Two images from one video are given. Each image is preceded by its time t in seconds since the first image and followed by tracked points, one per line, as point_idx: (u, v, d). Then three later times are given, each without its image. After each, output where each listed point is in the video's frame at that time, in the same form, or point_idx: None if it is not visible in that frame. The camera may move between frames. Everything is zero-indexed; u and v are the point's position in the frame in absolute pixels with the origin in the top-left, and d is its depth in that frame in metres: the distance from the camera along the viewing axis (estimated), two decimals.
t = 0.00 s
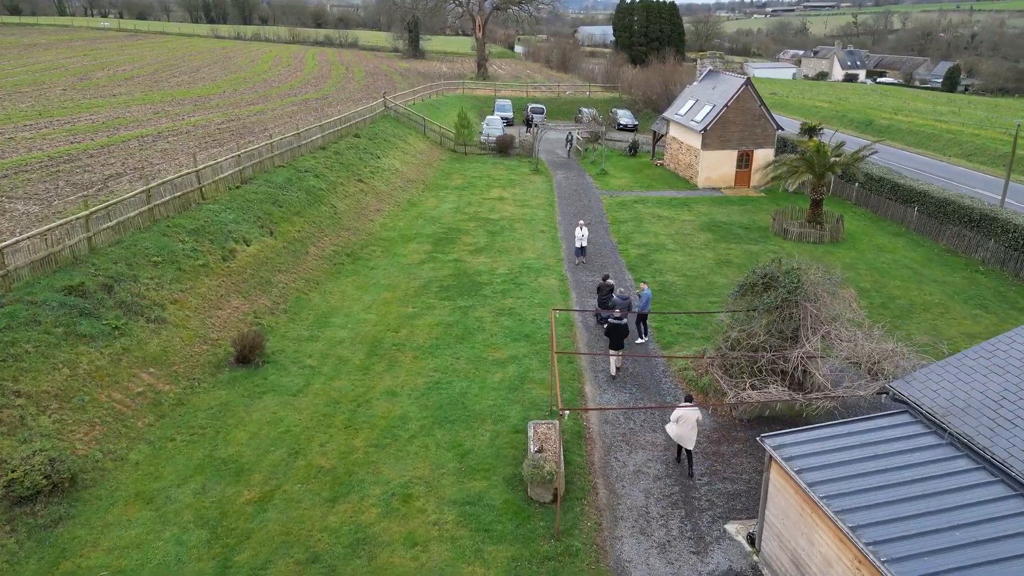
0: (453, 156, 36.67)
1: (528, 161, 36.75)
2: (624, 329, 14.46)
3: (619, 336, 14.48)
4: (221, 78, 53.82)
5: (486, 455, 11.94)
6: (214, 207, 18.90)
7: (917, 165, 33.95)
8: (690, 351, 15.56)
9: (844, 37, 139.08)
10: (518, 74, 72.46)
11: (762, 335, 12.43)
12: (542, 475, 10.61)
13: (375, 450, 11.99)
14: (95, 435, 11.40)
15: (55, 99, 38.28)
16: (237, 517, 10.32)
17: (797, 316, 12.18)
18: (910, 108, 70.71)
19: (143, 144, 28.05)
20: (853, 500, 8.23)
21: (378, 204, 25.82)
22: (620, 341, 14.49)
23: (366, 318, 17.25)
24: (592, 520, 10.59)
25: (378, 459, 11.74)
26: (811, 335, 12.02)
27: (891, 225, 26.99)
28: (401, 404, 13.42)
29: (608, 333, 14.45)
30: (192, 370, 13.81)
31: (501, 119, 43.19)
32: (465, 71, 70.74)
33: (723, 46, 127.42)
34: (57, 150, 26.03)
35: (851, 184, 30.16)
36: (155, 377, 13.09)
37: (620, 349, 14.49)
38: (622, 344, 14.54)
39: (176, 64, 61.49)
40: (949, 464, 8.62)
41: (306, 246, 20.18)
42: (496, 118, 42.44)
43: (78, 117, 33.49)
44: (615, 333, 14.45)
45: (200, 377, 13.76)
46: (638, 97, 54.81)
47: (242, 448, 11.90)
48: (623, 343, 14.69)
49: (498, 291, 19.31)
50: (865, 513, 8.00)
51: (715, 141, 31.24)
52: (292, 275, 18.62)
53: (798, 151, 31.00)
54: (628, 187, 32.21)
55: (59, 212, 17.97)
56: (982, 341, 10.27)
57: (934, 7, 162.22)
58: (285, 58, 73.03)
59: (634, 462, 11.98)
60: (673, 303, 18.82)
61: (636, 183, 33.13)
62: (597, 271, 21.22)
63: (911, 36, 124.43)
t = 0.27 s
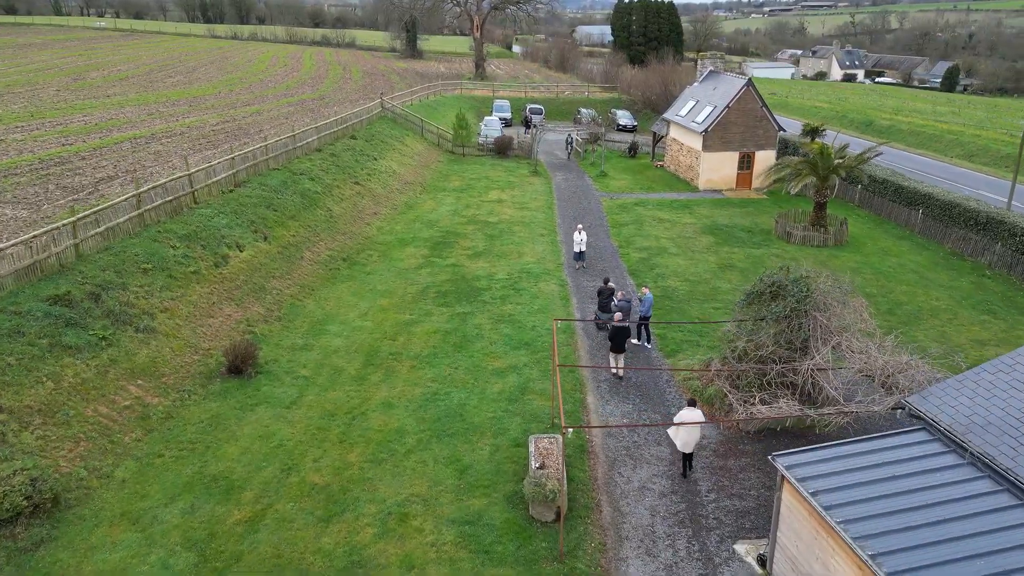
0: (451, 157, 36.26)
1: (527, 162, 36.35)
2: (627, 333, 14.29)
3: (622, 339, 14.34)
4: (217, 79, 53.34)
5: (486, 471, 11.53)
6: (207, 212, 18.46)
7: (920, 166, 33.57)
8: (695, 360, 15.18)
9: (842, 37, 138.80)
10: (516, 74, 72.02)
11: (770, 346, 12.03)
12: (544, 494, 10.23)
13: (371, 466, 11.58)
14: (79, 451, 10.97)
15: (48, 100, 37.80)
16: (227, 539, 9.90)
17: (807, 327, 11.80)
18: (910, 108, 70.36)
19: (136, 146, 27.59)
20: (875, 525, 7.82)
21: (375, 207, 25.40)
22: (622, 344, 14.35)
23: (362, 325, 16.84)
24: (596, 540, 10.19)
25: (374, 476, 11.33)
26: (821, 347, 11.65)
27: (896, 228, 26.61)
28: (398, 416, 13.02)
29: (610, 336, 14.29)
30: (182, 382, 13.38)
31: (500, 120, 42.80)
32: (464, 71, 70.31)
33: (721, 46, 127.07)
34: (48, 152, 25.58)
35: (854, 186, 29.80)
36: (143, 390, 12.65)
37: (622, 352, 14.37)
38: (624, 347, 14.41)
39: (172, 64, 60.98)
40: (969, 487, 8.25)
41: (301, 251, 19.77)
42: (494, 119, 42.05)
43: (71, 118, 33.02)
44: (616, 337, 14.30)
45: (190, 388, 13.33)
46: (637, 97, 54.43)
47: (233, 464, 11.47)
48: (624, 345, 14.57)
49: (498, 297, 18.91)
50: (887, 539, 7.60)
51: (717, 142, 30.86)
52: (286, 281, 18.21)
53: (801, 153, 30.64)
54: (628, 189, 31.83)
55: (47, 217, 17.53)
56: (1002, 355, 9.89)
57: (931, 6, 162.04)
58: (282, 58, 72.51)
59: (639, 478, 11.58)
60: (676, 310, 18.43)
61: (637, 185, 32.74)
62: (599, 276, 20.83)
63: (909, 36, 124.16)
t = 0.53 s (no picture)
0: (451, 159, 35.88)
1: (526, 164, 35.95)
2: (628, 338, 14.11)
3: (624, 344, 14.24)
4: (215, 79, 52.90)
5: (487, 487, 11.14)
6: (201, 216, 18.07)
7: (925, 169, 33.20)
8: (701, 368, 14.81)
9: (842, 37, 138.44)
10: (515, 74, 71.59)
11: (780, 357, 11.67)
12: (547, 513, 9.85)
13: (367, 482, 11.19)
14: (65, 468, 10.58)
15: (42, 101, 37.36)
16: (217, 561, 9.51)
17: (817, 339, 11.43)
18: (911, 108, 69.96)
19: (131, 148, 27.19)
20: (899, 551, 7.42)
21: (373, 210, 25.01)
22: (623, 350, 14.16)
23: (359, 333, 16.45)
24: (601, 561, 9.81)
25: (370, 493, 10.94)
26: (833, 360, 11.29)
27: (901, 231, 26.24)
28: (396, 429, 12.62)
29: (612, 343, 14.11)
30: (173, 393, 12.98)
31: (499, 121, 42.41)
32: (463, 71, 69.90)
33: (721, 46, 126.67)
34: (41, 154, 25.16)
35: (859, 189, 29.45)
36: (133, 402, 12.25)
37: (624, 357, 14.27)
38: (626, 352, 14.31)
39: (170, 65, 60.53)
40: (994, 511, 7.85)
41: (297, 257, 19.38)
42: (494, 120, 41.68)
43: (65, 119, 32.61)
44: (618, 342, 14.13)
45: (181, 401, 12.93)
46: (637, 97, 54.05)
47: (224, 481, 11.08)
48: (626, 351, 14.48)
49: (498, 303, 18.52)
50: (912, 566, 7.19)
51: (719, 144, 30.49)
52: (282, 287, 17.82)
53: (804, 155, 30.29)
54: (630, 191, 31.45)
55: (37, 222, 17.12)
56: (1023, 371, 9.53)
57: (930, 6, 161.77)
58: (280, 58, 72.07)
59: (645, 495, 11.19)
60: (680, 316, 18.04)
61: (638, 187, 32.36)
62: (601, 281, 20.45)
63: (910, 36, 123.80)
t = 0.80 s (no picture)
0: (450, 160, 35.53)
1: (527, 166, 35.62)
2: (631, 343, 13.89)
3: (628, 351, 14.03)
4: (213, 80, 52.54)
5: (487, 503, 10.78)
6: (196, 220, 17.72)
7: (931, 171, 32.81)
8: (706, 377, 14.45)
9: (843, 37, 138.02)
10: (516, 75, 71.22)
11: (789, 368, 11.31)
12: (550, 531, 9.51)
13: (363, 498, 10.83)
14: (51, 483, 10.24)
15: (38, 102, 37.03)
16: None
17: (827, 349, 11.09)
18: (914, 108, 69.54)
19: (126, 150, 26.85)
20: None
21: (372, 213, 24.67)
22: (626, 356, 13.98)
23: (357, 340, 16.10)
24: None
25: (366, 509, 10.59)
26: (844, 371, 10.95)
27: (908, 234, 25.86)
28: (393, 441, 12.28)
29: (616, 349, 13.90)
30: (164, 404, 12.62)
31: (500, 122, 42.09)
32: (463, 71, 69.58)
33: (722, 46, 126.32)
34: (35, 156, 24.83)
35: (864, 191, 29.14)
36: (122, 414, 11.90)
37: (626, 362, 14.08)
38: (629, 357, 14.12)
39: (169, 65, 60.22)
40: (1016, 534, 7.49)
41: (294, 261, 19.05)
42: (494, 120, 41.34)
43: (61, 120, 32.27)
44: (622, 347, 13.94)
45: (173, 411, 12.57)
46: (639, 98, 53.71)
47: (216, 497, 10.73)
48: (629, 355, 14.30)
49: (498, 308, 18.17)
50: None
51: (722, 146, 30.15)
52: (277, 293, 17.47)
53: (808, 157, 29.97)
54: (631, 193, 31.11)
55: (28, 226, 16.78)
56: None
57: (930, 6, 161.38)
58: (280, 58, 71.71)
59: (650, 510, 10.83)
60: (685, 322, 17.69)
61: (640, 189, 32.01)
62: (603, 286, 20.10)
63: (911, 36, 123.39)
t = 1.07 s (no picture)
0: (450, 162, 35.21)
1: (527, 167, 35.28)
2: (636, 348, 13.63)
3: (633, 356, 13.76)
4: (212, 80, 52.21)
5: (487, 519, 10.43)
6: (190, 225, 17.38)
7: (936, 173, 32.48)
8: (712, 386, 14.09)
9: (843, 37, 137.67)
10: (516, 75, 70.88)
11: (798, 379, 10.97)
12: (552, 551, 9.12)
13: (359, 514, 10.49)
14: (36, 500, 9.89)
15: (34, 103, 36.68)
16: None
17: (837, 360, 10.75)
18: (916, 109, 69.18)
19: (122, 152, 26.51)
20: None
21: (370, 216, 24.34)
22: (631, 361, 13.72)
23: (354, 347, 15.75)
24: None
25: (362, 526, 10.24)
26: (855, 384, 10.61)
27: (913, 238, 25.54)
28: (391, 454, 11.93)
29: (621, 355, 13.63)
30: (155, 415, 12.28)
31: (500, 123, 41.75)
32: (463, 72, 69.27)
33: (723, 46, 125.97)
34: (29, 158, 24.50)
35: (869, 194, 28.82)
36: (111, 426, 11.55)
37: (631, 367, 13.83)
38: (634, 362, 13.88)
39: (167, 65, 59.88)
40: None
41: (291, 266, 18.71)
42: (494, 122, 41.01)
43: (57, 121, 31.93)
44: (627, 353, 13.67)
45: (164, 423, 12.22)
46: (640, 99, 53.38)
47: (206, 513, 10.38)
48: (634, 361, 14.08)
49: (499, 314, 17.83)
50: None
51: (725, 147, 29.79)
52: (273, 299, 17.13)
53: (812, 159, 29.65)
54: (633, 195, 30.78)
55: (19, 230, 16.44)
56: None
57: (930, 6, 161.06)
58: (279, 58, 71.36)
59: (655, 527, 10.49)
60: (689, 329, 17.35)
61: (641, 191, 31.68)
62: (605, 291, 19.74)
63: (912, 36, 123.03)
